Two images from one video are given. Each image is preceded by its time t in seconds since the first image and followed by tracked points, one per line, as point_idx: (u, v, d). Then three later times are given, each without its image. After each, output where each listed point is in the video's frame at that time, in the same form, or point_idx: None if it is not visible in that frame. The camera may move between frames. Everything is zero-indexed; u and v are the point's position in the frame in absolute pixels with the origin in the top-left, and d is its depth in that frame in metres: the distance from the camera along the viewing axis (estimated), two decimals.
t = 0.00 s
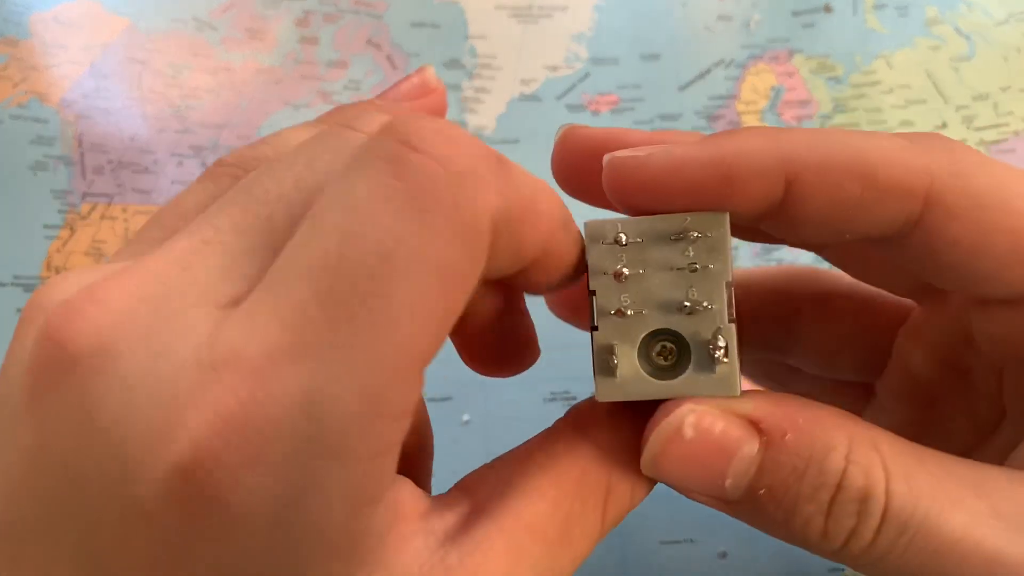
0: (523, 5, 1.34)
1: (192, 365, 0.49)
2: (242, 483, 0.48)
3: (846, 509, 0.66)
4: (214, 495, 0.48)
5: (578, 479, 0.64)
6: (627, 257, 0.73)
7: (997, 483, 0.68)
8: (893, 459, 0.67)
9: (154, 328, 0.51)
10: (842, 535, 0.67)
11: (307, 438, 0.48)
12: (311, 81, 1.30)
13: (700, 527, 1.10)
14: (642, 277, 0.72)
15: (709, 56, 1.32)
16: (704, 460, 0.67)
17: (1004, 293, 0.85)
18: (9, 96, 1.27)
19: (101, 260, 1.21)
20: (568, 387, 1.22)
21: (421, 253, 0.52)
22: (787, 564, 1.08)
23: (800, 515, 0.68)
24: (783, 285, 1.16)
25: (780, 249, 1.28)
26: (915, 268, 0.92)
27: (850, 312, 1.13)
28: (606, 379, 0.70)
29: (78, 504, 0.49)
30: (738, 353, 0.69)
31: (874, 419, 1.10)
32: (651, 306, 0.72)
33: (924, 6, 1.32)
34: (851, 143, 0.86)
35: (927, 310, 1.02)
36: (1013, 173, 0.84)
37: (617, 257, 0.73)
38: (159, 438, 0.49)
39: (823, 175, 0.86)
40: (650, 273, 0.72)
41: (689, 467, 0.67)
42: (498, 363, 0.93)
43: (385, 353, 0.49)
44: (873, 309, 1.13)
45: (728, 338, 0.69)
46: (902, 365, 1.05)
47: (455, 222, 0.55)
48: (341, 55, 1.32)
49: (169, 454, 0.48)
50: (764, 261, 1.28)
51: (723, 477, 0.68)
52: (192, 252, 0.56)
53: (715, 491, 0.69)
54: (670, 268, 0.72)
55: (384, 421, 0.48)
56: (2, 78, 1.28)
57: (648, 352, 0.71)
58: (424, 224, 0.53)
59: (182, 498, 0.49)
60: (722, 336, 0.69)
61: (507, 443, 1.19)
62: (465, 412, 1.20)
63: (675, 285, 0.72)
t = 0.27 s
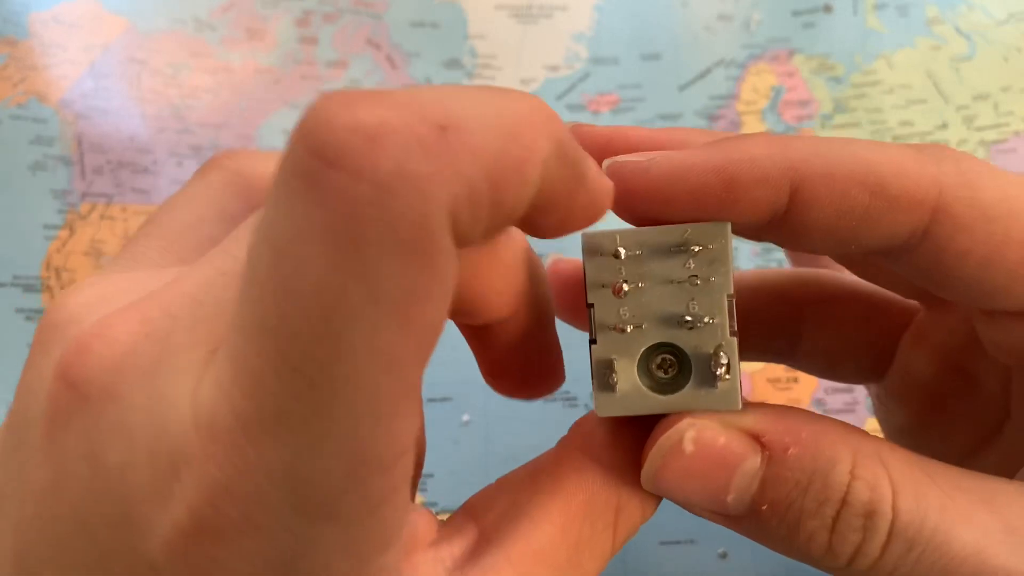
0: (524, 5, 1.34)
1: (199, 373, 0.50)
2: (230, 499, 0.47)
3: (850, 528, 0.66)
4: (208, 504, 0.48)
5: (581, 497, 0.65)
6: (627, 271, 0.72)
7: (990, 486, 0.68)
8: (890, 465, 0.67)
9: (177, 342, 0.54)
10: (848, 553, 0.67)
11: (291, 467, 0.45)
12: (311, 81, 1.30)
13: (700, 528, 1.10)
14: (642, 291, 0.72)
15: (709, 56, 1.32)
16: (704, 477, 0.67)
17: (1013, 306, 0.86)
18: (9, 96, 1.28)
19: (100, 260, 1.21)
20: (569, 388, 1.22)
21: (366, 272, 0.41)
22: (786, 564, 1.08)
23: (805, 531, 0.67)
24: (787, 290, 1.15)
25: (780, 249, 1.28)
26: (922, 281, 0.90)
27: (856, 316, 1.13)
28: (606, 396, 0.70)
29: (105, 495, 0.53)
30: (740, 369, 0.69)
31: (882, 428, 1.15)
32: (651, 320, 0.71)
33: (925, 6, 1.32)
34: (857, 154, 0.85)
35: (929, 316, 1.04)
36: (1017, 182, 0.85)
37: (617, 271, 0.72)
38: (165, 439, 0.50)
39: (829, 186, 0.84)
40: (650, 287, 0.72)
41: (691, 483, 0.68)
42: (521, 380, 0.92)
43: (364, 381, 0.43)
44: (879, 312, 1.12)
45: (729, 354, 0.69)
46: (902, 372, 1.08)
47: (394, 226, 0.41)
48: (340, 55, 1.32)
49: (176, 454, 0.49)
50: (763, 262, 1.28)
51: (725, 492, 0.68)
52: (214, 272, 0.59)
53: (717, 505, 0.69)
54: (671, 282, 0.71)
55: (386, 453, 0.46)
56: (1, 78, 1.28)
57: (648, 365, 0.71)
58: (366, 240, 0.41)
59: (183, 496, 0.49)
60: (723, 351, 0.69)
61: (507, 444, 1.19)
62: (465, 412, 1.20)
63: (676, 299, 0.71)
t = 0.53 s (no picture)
0: (524, 5, 1.34)
1: (211, 381, 0.51)
2: (241, 506, 0.47)
3: (846, 529, 0.66)
4: (220, 513, 0.48)
5: (582, 503, 0.65)
6: (620, 274, 0.72)
7: (989, 490, 0.68)
8: (883, 469, 0.67)
9: (187, 355, 0.54)
10: (845, 553, 0.67)
11: (295, 469, 0.45)
12: (311, 80, 1.30)
13: (701, 527, 1.10)
14: (636, 294, 0.72)
15: (710, 56, 1.32)
16: (699, 479, 0.67)
17: (1002, 311, 0.85)
18: (9, 96, 1.27)
19: (100, 260, 1.21)
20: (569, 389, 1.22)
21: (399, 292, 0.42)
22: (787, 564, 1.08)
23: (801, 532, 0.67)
24: (782, 294, 1.15)
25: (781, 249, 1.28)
26: (912, 286, 0.90)
27: (851, 318, 1.14)
28: (603, 400, 0.70)
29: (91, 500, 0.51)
30: (736, 368, 0.69)
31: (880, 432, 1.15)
32: (646, 323, 0.71)
33: (925, 6, 1.32)
34: (848, 160, 0.85)
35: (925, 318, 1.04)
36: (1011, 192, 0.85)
37: (611, 275, 0.72)
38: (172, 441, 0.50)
39: (819, 191, 0.85)
40: (644, 289, 0.72)
41: (686, 485, 0.68)
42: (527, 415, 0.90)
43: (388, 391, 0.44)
44: (873, 317, 1.13)
45: (725, 353, 0.69)
46: (893, 380, 1.09)
47: (428, 245, 0.42)
48: (340, 54, 1.32)
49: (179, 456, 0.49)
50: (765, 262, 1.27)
51: (722, 494, 0.68)
52: (235, 281, 0.60)
53: (715, 507, 0.69)
54: (664, 284, 0.71)
55: (396, 465, 0.46)
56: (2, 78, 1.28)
57: (645, 368, 0.71)
58: (404, 261, 0.42)
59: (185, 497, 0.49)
60: (719, 350, 0.69)
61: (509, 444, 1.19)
62: (465, 412, 1.20)
63: (670, 300, 0.71)
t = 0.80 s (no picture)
0: (524, 5, 1.34)
1: (214, 382, 0.51)
2: (239, 505, 0.47)
3: (836, 530, 0.66)
4: (217, 514, 0.48)
5: (581, 506, 0.65)
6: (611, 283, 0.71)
7: (987, 493, 0.68)
8: (880, 472, 0.67)
9: (188, 356, 0.54)
10: (834, 556, 0.67)
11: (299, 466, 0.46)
12: (311, 81, 1.30)
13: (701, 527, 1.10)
14: (628, 301, 0.71)
15: (709, 56, 1.32)
16: (690, 481, 0.67)
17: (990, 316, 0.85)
18: (9, 96, 1.27)
19: (100, 260, 1.21)
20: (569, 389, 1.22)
21: (476, 340, 0.43)
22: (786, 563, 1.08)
23: (792, 533, 0.67)
24: (776, 301, 1.14)
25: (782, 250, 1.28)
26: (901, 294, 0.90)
27: (844, 323, 1.13)
28: (596, 406, 0.70)
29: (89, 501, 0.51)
30: (726, 375, 0.69)
31: (872, 436, 1.15)
32: (637, 330, 0.71)
33: (925, 6, 1.32)
34: (837, 169, 0.85)
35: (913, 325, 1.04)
36: (1007, 205, 0.84)
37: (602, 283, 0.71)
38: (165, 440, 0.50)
39: (806, 197, 0.84)
40: (635, 297, 0.71)
41: (678, 488, 0.68)
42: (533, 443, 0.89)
43: (421, 417, 0.44)
44: (866, 324, 1.12)
45: (715, 361, 0.69)
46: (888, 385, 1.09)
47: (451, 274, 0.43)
48: (340, 55, 1.32)
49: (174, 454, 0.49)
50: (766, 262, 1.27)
51: (714, 497, 0.68)
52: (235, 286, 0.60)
53: (706, 511, 0.69)
54: (655, 291, 0.71)
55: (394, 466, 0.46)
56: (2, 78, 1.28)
57: (637, 374, 0.71)
58: (490, 313, 0.43)
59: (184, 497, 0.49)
60: (709, 358, 0.69)
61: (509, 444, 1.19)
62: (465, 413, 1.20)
63: (661, 308, 0.71)
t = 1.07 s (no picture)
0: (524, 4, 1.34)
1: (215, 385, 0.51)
2: (238, 508, 0.47)
3: (841, 535, 0.66)
4: (217, 517, 0.48)
5: (581, 505, 0.65)
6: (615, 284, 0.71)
7: (989, 494, 0.68)
8: (881, 473, 0.67)
9: (193, 361, 0.55)
10: (840, 563, 0.67)
11: (299, 473, 0.45)
12: (311, 81, 1.30)
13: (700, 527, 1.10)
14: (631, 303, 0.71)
15: (709, 55, 1.32)
16: (694, 485, 0.67)
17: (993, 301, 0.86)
18: (9, 96, 1.27)
19: (100, 260, 1.21)
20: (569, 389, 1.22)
21: (495, 376, 0.42)
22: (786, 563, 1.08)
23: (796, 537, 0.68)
24: (778, 300, 1.14)
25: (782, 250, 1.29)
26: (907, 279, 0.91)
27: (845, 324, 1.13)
28: (598, 407, 0.70)
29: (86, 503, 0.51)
30: (729, 379, 0.69)
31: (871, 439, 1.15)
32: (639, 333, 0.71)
33: (925, 6, 1.32)
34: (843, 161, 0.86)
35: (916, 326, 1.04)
36: (1011, 187, 0.86)
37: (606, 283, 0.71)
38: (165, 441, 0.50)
39: (812, 185, 0.86)
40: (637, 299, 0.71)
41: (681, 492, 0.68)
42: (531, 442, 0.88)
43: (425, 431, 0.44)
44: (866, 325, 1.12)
45: (718, 364, 0.69)
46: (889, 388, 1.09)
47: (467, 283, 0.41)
48: (340, 55, 1.32)
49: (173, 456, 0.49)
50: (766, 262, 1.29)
51: (716, 502, 0.68)
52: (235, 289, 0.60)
53: (709, 517, 0.69)
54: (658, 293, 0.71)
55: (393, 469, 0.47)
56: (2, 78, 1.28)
57: (639, 376, 0.71)
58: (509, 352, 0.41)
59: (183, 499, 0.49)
60: (714, 362, 0.69)
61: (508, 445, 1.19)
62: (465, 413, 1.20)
63: (663, 311, 0.71)
